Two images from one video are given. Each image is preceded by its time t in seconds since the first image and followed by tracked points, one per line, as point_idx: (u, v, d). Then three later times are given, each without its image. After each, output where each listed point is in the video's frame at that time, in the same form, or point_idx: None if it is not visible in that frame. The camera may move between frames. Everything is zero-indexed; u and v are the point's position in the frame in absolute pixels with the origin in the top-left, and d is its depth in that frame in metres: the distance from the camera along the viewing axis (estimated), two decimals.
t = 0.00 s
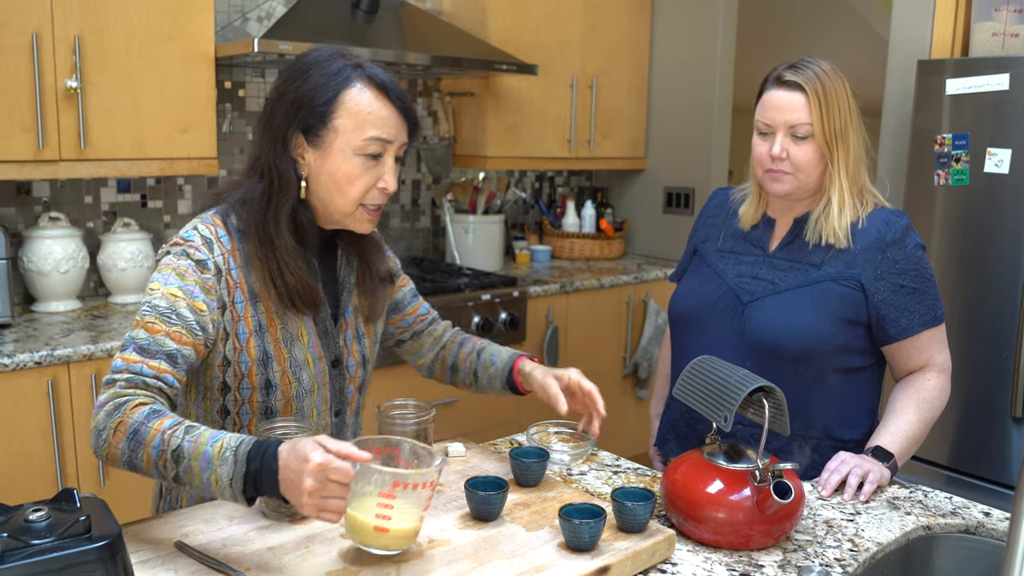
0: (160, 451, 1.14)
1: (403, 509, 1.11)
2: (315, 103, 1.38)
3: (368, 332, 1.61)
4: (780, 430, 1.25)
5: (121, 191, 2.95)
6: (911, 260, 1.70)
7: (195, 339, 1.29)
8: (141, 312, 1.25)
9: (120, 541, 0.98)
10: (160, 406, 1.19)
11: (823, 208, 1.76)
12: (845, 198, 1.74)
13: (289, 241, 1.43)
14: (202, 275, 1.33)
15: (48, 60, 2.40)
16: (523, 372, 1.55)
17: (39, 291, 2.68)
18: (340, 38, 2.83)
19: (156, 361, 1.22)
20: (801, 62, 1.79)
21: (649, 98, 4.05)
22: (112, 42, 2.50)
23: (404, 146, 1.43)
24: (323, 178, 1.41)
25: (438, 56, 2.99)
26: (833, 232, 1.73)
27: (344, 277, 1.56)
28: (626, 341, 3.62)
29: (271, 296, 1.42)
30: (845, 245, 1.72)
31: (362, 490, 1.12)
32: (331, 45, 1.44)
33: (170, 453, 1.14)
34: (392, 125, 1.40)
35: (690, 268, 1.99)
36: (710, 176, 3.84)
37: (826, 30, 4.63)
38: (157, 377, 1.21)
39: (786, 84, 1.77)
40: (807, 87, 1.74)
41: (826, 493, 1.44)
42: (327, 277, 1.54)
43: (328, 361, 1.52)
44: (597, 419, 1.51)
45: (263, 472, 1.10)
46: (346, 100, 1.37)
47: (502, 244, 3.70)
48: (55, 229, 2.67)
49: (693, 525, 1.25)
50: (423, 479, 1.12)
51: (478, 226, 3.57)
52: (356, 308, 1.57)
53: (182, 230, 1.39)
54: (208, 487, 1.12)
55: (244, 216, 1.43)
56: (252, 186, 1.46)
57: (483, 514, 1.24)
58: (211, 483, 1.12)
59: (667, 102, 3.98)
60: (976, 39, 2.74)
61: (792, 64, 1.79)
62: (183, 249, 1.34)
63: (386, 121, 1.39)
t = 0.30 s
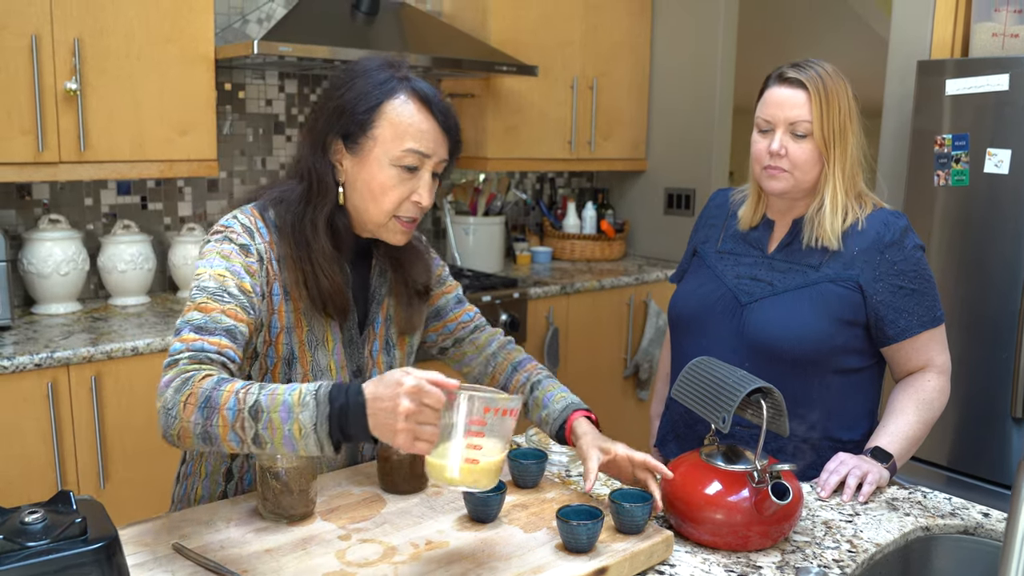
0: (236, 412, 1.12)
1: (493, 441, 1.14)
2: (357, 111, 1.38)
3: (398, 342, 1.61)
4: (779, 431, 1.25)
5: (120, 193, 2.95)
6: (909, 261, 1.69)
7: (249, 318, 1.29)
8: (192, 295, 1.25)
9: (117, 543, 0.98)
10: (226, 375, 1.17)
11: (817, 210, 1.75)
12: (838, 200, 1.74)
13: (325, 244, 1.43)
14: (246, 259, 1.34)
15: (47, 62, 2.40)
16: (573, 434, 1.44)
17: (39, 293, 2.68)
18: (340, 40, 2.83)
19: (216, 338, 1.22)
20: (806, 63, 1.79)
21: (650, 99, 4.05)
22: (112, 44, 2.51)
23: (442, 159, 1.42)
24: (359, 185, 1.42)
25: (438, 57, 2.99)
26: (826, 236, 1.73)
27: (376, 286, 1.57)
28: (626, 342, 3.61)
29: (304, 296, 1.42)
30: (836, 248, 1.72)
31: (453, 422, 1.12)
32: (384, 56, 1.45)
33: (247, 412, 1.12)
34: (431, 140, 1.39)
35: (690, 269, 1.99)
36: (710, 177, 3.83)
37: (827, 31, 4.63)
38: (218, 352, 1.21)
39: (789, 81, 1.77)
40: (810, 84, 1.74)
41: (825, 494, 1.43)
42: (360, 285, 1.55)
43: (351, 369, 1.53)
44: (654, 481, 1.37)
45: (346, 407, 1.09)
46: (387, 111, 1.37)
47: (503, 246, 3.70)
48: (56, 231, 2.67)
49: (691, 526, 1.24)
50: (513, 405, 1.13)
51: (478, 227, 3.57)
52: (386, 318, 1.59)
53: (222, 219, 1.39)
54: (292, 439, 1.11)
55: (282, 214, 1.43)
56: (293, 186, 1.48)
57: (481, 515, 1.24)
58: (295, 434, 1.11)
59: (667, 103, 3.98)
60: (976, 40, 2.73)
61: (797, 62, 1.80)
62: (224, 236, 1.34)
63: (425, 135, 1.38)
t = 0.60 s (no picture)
0: (273, 393, 1.14)
1: (530, 414, 1.21)
2: (366, 113, 1.38)
3: (398, 347, 1.61)
4: (768, 428, 1.24)
5: (111, 192, 2.94)
6: (900, 258, 1.69)
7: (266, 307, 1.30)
8: (208, 286, 1.24)
9: (100, 544, 0.97)
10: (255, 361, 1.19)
11: (806, 210, 1.75)
12: (828, 201, 1.73)
13: (329, 243, 1.42)
14: (258, 250, 1.33)
15: (36, 61, 2.39)
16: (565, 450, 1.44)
17: (29, 293, 2.66)
18: (331, 38, 2.82)
19: (241, 325, 1.22)
20: (795, 61, 1.79)
21: (643, 97, 4.04)
22: (102, 43, 2.49)
23: (448, 165, 1.41)
24: (364, 187, 1.42)
25: (430, 56, 2.98)
26: (814, 235, 1.72)
27: (378, 290, 1.56)
28: (620, 341, 3.61)
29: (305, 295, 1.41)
30: (826, 249, 1.72)
31: (492, 395, 1.19)
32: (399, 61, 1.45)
33: (285, 392, 1.14)
34: (437, 145, 1.38)
35: (681, 267, 1.98)
36: (703, 176, 3.83)
37: (820, 29, 4.63)
38: (246, 339, 1.22)
39: (778, 82, 1.77)
40: (798, 86, 1.74)
41: (814, 492, 1.43)
42: (362, 287, 1.54)
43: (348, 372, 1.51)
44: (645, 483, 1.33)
45: (384, 382, 1.14)
46: (396, 115, 1.37)
47: (495, 244, 3.69)
48: (46, 231, 2.65)
49: (680, 524, 1.24)
50: (548, 379, 1.18)
51: (471, 226, 3.56)
52: (387, 322, 1.58)
53: (229, 213, 1.38)
54: (331, 417, 1.15)
55: (288, 211, 1.42)
56: (301, 184, 1.46)
57: (468, 515, 1.23)
58: (333, 412, 1.14)
59: (660, 101, 3.97)
60: (968, 37, 2.73)
61: (787, 63, 1.79)
62: (234, 228, 1.33)
63: (433, 140, 1.37)
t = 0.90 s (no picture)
0: (279, 378, 1.13)
1: (526, 415, 1.22)
2: (366, 114, 1.37)
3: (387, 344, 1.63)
4: (762, 425, 1.24)
5: (104, 193, 2.92)
6: (895, 255, 1.68)
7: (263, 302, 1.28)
8: (205, 280, 1.22)
9: (88, 546, 0.96)
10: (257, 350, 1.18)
11: (800, 206, 1.74)
12: (822, 196, 1.73)
13: (326, 242, 1.41)
14: (255, 246, 1.32)
15: (27, 60, 2.37)
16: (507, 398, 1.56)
17: (22, 294, 2.65)
18: (324, 36, 2.80)
19: (240, 318, 1.20)
20: (790, 57, 1.78)
21: (639, 94, 4.03)
22: (94, 42, 2.48)
23: (446, 170, 1.40)
24: (361, 188, 1.40)
25: (425, 54, 2.97)
26: (808, 232, 1.71)
27: (370, 290, 1.56)
28: (616, 339, 3.60)
29: (301, 295, 1.40)
30: (818, 246, 1.71)
31: (494, 390, 1.20)
32: (400, 63, 1.43)
33: (291, 376, 1.13)
34: (436, 150, 1.37)
35: (676, 264, 1.97)
36: (699, 173, 3.82)
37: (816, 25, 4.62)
38: (245, 331, 1.20)
39: (773, 76, 1.76)
40: (794, 80, 1.73)
41: (810, 490, 1.42)
42: (355, 288, 1.54)
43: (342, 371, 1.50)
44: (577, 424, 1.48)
45: (392, 361, 1.14)
46: (396, 119, 1.35)
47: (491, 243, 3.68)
48: (39, 231, 2.64)
49: (674, 523, 1.23)
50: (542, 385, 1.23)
51: (466, 224, 3.55)
52: (378, 321, 1.59)
53: (223, 210, 1.37)
54: (339, 398, 1.13)
55: (282, 211, 1.41)
56: (297, 181, 1.44)
57: (461, 515, 1.22)
58: (342, 393, 1.13)
59: (656, 98, 3.97)
60: (964, 32, 2.72)
61: (781, 57, 1.78)
62: (229, 224, 1.32)
63: (433, 144, 1.36)
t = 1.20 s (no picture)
0: (290, 357, 1.12)
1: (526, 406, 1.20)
2: (365, 109, 1.35)
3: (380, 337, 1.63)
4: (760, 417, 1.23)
5: (100, 188, 2.91)
6: (895, 246, 1.67)
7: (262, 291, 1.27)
8: (204, 269, 1.21)
9: (81, 544, 0.95)
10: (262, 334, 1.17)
11: (798, 198, 1.73)
12: (820, 188, 1.72)
13: (322, 235, 1.40)
14: (253, 236, 1.31)
15: (21, 56, 2.36)
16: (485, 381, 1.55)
17: (18, 291, 2.64)
18: (320, 30, 2.79)
19: (242, 304, 1.19)
20: (788, 47, 1.76)
21: (637, 86, 4.01)
22: (87, 37, 2.46)
23: (442, 166, 1.39)
24: (358, 182, 1.39)
25: (421, 47, 2.95)
26: (806, 224, 1.71)
27: (364, 283, 1.56)
28: (615, 331, 3.59)
29: (297, 288, 1.39)
30: (817, 238, 1.70)
31: (500, 376, 1.19)
32: (399, 57, 1.42)
33: (303, 355, 1.12)
34: (434, 146, 1.36)
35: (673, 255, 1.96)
36: (698, 165, 3.81)
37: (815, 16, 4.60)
38: (249, 317, 1.19)
39: (769, 68, 1.74)
40: (789, 70, 1.71)
41: (809, 483, 1.42)
42: (349, 281, 1.53)
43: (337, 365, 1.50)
44: (558, 407, 1.45)
45: (403, 335, 1.14)
46: (394, 115, 1.34)
47: (489, 236, 3.67)
48: (34, 228, 2.63)
49: (673, 517, 1.22)
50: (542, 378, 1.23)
51: (464, 218, 3.53)
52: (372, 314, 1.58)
53: (219, 201, 1.35)
54: (351, 374, 1.13)
55: (277, 203, 1.39)
56: (293, 174, 1.42)
57: (458, 510, 1.21)
58: (354, 369, 1.13)
59: (654, 90, 3.95)
60: (963, 21, 2.70)
61: (779, 48, 1.76)
62: (226, 215, 1.31)
63: (431, 140, 1.35)
